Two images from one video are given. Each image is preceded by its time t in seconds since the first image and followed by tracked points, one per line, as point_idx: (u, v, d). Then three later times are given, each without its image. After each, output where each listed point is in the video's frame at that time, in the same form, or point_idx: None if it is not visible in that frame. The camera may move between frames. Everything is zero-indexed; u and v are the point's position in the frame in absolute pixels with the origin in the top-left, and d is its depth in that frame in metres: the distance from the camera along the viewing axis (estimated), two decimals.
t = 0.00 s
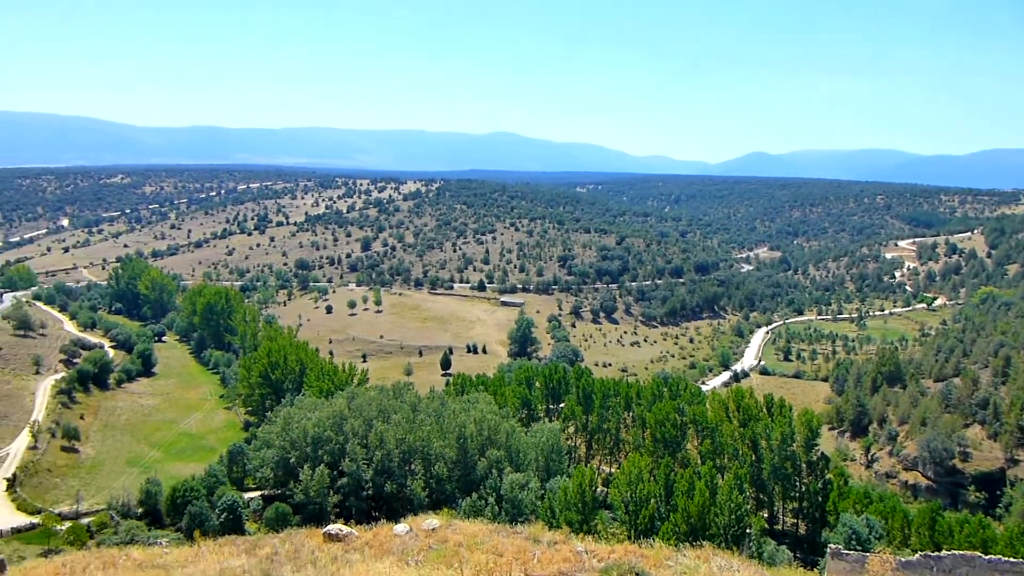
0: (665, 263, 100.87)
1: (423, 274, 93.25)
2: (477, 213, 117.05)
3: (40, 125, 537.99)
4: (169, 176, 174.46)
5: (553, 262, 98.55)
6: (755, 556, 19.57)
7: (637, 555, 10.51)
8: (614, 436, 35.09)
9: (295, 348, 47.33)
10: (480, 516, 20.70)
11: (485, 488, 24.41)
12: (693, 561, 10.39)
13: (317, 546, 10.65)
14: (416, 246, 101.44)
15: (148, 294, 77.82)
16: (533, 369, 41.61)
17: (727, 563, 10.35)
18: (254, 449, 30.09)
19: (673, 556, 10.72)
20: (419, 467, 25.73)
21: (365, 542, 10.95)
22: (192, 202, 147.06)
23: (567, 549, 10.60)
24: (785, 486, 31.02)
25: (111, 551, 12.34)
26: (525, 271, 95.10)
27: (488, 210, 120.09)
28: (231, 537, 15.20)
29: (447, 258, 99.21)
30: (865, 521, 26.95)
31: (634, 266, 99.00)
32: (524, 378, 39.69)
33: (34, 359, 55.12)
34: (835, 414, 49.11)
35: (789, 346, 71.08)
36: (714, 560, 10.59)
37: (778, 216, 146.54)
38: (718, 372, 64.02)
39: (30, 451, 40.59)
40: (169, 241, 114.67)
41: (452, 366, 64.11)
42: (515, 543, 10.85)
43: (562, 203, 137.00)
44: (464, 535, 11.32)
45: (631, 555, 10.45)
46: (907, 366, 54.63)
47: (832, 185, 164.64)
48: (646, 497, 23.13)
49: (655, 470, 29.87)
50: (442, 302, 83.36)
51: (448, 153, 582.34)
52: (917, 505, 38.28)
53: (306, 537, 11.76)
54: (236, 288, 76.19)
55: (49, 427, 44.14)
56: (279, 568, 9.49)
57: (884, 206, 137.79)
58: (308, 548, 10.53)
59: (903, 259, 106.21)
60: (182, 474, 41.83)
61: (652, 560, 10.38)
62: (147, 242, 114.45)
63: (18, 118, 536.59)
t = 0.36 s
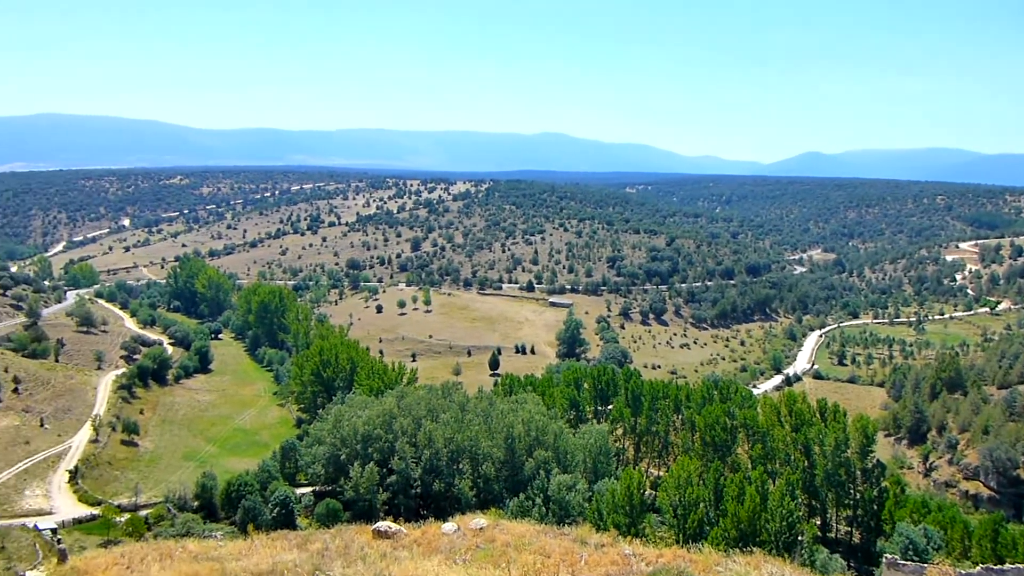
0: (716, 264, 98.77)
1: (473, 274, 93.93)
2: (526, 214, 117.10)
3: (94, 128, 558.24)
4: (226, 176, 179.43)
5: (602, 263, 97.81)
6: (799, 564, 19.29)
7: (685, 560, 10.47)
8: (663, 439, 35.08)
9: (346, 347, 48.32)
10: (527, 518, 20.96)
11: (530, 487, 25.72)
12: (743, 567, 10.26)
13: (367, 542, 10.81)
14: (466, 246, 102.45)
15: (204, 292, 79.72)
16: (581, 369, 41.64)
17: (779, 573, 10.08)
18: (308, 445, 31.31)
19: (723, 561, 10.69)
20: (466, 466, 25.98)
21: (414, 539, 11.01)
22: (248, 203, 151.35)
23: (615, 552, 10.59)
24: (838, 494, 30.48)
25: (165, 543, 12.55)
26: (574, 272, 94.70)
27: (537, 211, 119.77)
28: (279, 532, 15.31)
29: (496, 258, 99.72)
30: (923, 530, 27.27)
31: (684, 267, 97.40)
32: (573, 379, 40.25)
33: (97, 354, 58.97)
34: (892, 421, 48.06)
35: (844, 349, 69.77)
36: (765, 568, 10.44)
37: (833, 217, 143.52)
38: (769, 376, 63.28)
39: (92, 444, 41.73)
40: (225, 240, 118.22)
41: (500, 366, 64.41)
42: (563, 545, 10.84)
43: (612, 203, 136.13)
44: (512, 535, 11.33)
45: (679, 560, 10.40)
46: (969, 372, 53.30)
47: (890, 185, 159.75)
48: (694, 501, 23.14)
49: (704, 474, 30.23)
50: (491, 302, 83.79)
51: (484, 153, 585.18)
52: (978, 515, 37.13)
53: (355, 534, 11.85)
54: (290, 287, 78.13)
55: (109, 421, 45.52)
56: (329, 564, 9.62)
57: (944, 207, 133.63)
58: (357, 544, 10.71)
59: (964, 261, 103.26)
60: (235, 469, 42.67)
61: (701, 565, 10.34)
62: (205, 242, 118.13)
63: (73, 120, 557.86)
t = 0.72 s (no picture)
0: (766, 267, 96.94)
1: (520, 275, 94.23)
2: (574, 215, 116.63)
3: (143, 130, 577.25)
4: (278, 177, 183.81)
5: (650, 264, 96.45)
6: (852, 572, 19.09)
7: (733, 566, 10.60)
8: (711, 443, 34.88)
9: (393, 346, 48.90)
10: (573, 519, 21.92)
11: (580, 490, 24.97)
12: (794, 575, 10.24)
13: (414, 540, 10.88)
14: (515, 247, 102.89)
15: (258, 292, 80.95)
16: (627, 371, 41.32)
17: None
18: (355, 443, 33.33)
19: (771, 569, 10.70)
20: (512, 467, 26.42)
21: (459, 539, 11.08)
22: (300, 203, 154.73)
23: (661, 557, 10.73)
24: (893, 504, 29.84)
25: (221, 536, 12.88)
26: (621, 274, 93.83)
27: (585, 212, 119.03)
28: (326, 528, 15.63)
29: (544, 259, 99.78)
30: (982, 543, 26.57)
31: (733, 269, 95.31)
32: (620, 381, 40.13)
33: (154, 351, 60.85)
34: (950, 429, 47.10)
35: (899, 355, 68.30)
36: None
37: (889, 219, 140.00)
38: (820, 382, 62.25)
39: (148, 438, 43.67)
40: (278, 240, 121.12)
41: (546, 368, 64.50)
42: (609, 548, 10.91)
43: (661, 203, 134.81)
44: (558, 537, 11.36)
45: (728, 567, 10.54)
46: None
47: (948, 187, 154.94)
48: (742, 507, 22.71)
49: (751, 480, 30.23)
50: (537, 304, 83.86)
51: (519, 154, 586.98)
52: None
53: (404, 532, 12.03)
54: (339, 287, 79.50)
55: (165, 416, 47.28)
56: (377, 561, 9.79)
57: (1008, 208, 128.88)
58: (404, 542, 10.84)
59: None
60: (286, 465, 43.42)
61: (750, 571, 10.44)
62: (258, 242, 121.20)
63: (123, 123, 577.49)
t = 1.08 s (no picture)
0: (816, 269, 95.10)
1: (565, 276, 94.30)
2: (620, 216, 115.98)
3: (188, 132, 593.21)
4: (327, 178, 187.24)
5: (697, 266, 95.41)
6: None
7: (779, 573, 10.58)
8: (758, 448, 35.24)
9: (438, 345, 49.36)
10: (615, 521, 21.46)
11: (624, 495, 23.76)
12: None
13: (457, 539, 10.95)
14: (560, 248, 103.04)
15: (306, 290, 82.23)
16: (672, 373, 41.12)
17: None
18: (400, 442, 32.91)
19: None
20: (555, 468, 26.61)
21: (503, 539, 11.14)
22: (348, 203, 157.20)
23: (706, 562, 10.74)
24: (947, 513, 29.22)
25: (267, 531, 13.01)
26: (668, 275, 93.10)
27: (631, 213, 117.96)
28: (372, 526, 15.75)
29: (589, 260, 99.71)
30: None
31: (782, 271, 93.84)
32: (665, 384, 39.90)
33: (206, 348, 62.22)
34: (1010, 438, 45.86)
35: (955, 360, 66.73)
36: None
37: (945, 221, 136.29)
38: (873, 387, 61.02)
39: (200, 433, 44.47)
40: (326, 240, 123.33)
41: (591, 369, 64.50)
42: (653, 552, 10.91)
43: (708, 204, 133.17)
44: (601, 539, 11.39)
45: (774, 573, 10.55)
46: None
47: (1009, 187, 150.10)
48: (791, 513, 22.87)
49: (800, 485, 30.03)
50: (583, 305, 83.74)
51: (553, 155, 587.03)
52: None
53: (447, 530, 12.12)
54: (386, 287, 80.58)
55: (216, 412, 48.29)
56: (421, 558, 9.98)
57: None
58: (448, 541, 10.91)
59: None
60: (333, 462, 44.06)
61: None
62: (307, 241, 123.77)
63: (169, 125, 594.13)
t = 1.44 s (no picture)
0: (868, 273, 92.66)
1: (610, 278, 94.16)
2: (667, 218, 114.60)
3: (232, 134, 608.12)
4: (376, 179, 190.18)
5: (745, 270, 94.31)
6: None
7: None
8: (806, 455, 34.25)
9: (485, 346, 49.93)
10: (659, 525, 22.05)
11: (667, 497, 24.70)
12: None
13: (500, 540, 11.09)
14: (606, 250, 102.82)
15: (353, 290, 83.40)
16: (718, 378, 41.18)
17: None
18: (445, 441, 34.98)
19: None
20: (598, 471, 26.56)
21: (546, 540, 11.22)
22: (396, 204, 159.01)
23: (751, 569, 10.77)
24: (1006, 527, 27.82)
25: (313, 527, 13.21)
26: (715, 278, 92.20)
27: (679, 215, 116.42)
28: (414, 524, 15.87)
29: (635, 263, 99.29)
30: None
31: (833, 275, 91.59)
32: (710, 389, 39.71)
33: (255, 345, 63.60)
34: None
35: (1014, 370, 64.84)
36: None
37: (1006, 225, 131.86)
38: (926, 395, 59.74)
39: (249, 429, 46.21)
40: (373, 240, 125.19)
41: (636, 372, 64.44)
42: (697, 559, 10.88)
43: (756, 206, 131.08)
44: (645, 544, 11.42)
45: None
46: None
47: None
48: (839, 523, 22.31)
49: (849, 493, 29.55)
50: (628, 307, 83.41)
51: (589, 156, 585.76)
52: None
53: (490, 530, 12.27)
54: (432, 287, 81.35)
55: (265, 408, 49.97)
56: (463, 558, 10.06)
57: None
58: (491, 541, 11.03)
59: None
60: (378, 459, 44.46)
61: None
62: (354, 241, 125.91)
63: (215, 127, 610.68)
